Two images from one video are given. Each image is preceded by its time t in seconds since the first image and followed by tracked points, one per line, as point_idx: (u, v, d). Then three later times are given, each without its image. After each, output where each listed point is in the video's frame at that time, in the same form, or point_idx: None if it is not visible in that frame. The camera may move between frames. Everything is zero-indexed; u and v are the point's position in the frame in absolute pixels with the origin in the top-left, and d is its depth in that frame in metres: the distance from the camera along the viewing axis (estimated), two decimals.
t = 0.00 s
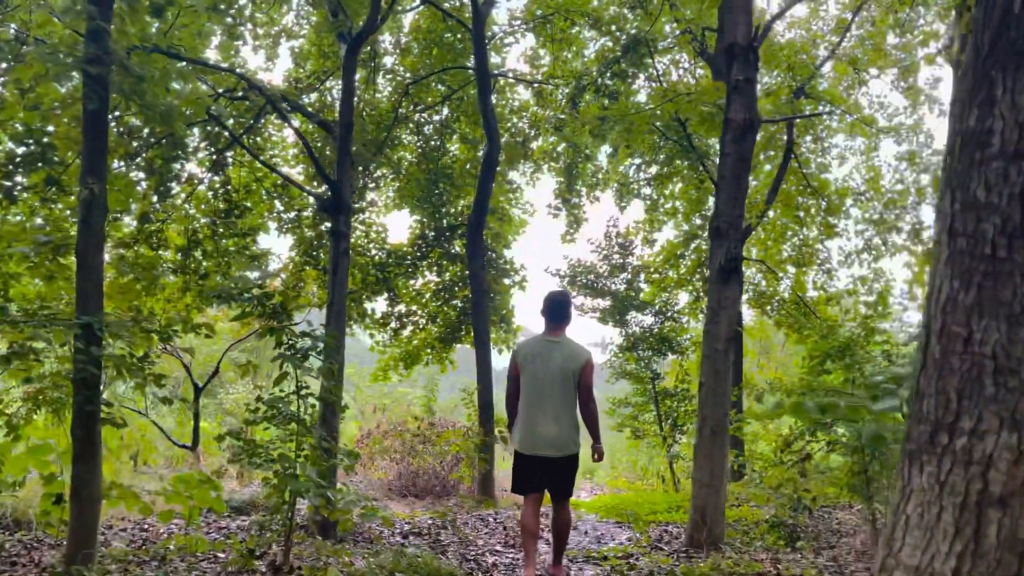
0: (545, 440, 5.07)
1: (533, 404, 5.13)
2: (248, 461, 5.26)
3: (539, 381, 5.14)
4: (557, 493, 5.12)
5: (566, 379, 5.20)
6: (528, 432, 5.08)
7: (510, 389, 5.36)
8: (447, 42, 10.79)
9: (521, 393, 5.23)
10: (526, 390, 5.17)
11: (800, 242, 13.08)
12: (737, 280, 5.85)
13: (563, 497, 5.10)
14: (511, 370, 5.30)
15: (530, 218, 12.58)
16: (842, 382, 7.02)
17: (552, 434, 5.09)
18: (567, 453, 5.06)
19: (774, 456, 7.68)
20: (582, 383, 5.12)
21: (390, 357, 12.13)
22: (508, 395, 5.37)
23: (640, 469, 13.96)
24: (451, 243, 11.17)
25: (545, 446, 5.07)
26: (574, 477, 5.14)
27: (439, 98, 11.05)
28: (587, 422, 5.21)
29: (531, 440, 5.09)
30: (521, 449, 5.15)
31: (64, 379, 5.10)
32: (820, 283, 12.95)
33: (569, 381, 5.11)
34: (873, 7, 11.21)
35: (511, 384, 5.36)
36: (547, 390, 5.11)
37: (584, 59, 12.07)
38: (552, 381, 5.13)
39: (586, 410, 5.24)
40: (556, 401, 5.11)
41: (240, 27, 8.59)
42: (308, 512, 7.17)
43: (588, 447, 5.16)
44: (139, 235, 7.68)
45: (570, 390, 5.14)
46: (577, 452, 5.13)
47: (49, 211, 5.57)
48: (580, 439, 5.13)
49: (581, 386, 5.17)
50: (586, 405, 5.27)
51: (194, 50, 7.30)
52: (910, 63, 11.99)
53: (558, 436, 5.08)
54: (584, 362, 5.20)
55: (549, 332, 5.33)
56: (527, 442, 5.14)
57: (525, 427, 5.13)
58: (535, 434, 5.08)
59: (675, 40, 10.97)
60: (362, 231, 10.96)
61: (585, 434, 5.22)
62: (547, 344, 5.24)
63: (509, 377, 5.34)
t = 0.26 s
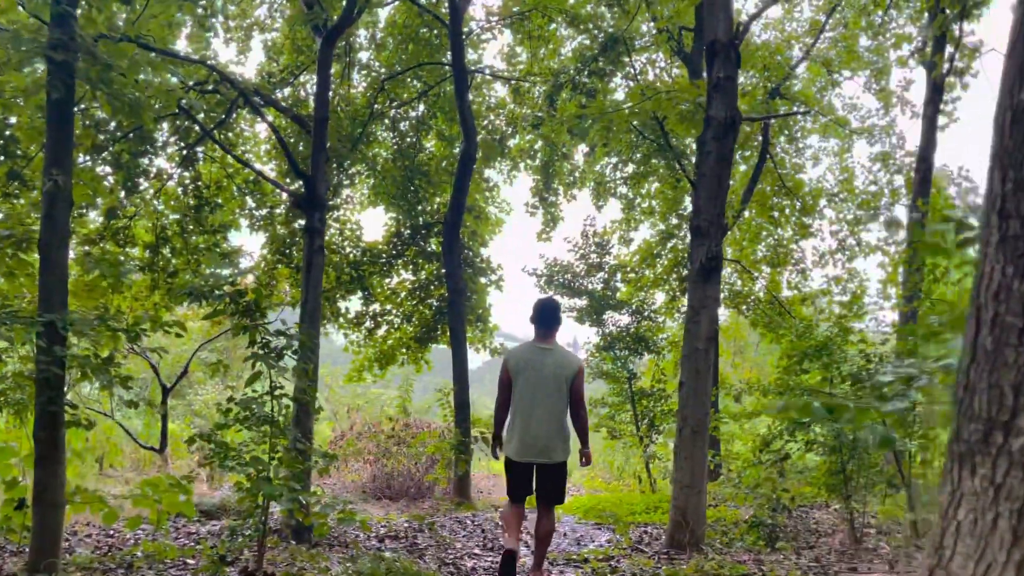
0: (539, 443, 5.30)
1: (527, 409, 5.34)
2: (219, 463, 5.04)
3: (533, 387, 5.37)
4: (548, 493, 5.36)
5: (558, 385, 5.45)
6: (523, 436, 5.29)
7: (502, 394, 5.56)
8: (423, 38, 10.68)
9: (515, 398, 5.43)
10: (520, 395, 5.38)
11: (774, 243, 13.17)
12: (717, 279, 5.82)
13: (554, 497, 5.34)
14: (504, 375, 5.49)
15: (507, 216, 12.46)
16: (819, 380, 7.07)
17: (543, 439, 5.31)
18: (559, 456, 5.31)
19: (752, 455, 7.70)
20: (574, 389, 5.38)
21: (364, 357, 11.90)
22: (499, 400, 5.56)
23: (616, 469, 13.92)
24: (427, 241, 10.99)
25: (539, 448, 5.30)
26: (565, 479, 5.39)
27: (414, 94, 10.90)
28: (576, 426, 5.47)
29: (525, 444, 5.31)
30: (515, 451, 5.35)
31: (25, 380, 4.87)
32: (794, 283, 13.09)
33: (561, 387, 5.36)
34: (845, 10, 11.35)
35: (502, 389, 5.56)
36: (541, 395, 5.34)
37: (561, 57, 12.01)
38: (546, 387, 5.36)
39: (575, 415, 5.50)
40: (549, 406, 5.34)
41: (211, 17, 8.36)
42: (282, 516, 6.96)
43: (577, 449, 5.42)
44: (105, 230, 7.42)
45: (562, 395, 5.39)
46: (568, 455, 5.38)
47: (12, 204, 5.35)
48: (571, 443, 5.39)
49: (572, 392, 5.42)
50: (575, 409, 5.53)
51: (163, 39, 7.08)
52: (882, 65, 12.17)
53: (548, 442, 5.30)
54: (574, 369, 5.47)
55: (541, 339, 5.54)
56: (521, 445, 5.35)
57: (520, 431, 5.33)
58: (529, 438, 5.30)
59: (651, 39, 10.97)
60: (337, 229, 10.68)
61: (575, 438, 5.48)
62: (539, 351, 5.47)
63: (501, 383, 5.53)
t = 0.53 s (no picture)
0: (528, 444, 5.20)
1: (515, 409, 5.23)
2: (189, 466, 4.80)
3: (520, 387, 5.25)
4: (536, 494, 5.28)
5: (544, 384, 5.36)
6: (512, 438, 5.18)
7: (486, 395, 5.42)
8: (399, 32, 10.48)
9: (501, 399, 5.30)
10: (507, 396, 5.25)
11: (751, 242, 13.20)
12: (700, 277, 5.74)
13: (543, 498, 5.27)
14: (489, 376, 5.34)
15: (484, 215, 12.28)
16: (800, 379, 7.04)
17: (531, 438, 5.21)
18: (548, 456, 5.23)
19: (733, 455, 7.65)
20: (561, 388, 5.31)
21: (337, 358, 11.59)
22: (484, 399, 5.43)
23: (594, 470, 13.82)
24: (404, 238, 10.78)
25: (528, 449, 5.21)
26: (553, 478, 5.32)
27: (390, 89, 10.68)
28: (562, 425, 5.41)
29: (513, 445, 5.20)
30: (503, 453, 5.24)
31: None
32: (770, 282, 13.13)
33: (548, 386, 5.27)
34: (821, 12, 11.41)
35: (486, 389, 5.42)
36: (529, 395, 5.24)
37: (539, 54, 11.88)
38: (533, 386, 5.26)
39: (561, 413, 5.44)
40: (537, 406, 5.25)
41: (180, 7, 8.08)
42: (254, 523, 6.72)
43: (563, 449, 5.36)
44: (69, 226, 7.12)
45: (549, 395, 5.31)
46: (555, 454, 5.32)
47: None
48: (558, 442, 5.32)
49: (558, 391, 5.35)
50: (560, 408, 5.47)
51: (129, 27, 6.81)
52: (856, 66, 12.27)
53: (537, 441, 5.21)
54: (560, 367, 5.39)
55: (525, 337, 5.44)
56: (509, 446, 5.24)
57: (508, 433, 5.22)
58: (518, 439, 5.20)
59: (629, 36, 10.90)
60: (310, 227, 10.42)
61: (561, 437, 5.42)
62: (525, 350, 5.36)
63: (485, 383, 5.38)
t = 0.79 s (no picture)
0: (510, 452, 5.15)
1: (497, 418, 5.18)
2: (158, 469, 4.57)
3: (502, 395, 5.19)
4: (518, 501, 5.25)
5: (525, 391, 5.32)
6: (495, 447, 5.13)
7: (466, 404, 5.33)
8: (376, 25, 10.26)
9: (483, 408, 5.23)
10: (489, 405, 5.18)
11: (728, 241, 13.22)
12: (684, 274, 5.67)
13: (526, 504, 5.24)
14: (469, 385, 5.26)
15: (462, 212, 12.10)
16: (780, 377, 6.99)
17: (513, 446, 5.16)
18: (531, 464, 5.20)
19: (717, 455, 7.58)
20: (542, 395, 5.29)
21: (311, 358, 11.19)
22: (464, 408, 5.34)
23: (572, 470, 13.73)
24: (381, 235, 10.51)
25: (510, 457, 5.15)
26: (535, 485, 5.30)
27: (365, 83, 10.44)
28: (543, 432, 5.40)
29: (496, 453, 5.15)
30: (485, 462, 5.17)
31: None
32: (748, 282, 13.18)
33: (530, 394, 5.23)
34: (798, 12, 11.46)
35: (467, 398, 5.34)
36: (511, 403, 5.18)
37: (517, 50, 11.74)
38: (515, 395, 5.21)
39: (541, 420, 5.43)
40: (519, 413, 5.20)
41: None
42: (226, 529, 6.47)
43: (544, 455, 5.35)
44: (30, 222, 6.80)
45: (531, 402, 5.27)
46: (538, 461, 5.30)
47: None
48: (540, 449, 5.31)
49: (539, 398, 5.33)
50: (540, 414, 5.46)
51: (95, 14, 6.52)
52: (832, 66, 12.36)
53: (519, 448, 5.16)
54: (540, 374, 5.36)
55: (505, 344, 5.38)
56: (492, 454, 5.18)
57: (490, 441, 5.16)
58: (500, 447, 5.15)
59: (608, 33, 10.82)
60: (284, 222, 10.08)
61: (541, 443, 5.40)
62: (505, 358, 5.30)
63: (466, 392, 5.29)
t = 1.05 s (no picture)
0: (483, 455, 5.04)
1: (471, 420, 5.07)
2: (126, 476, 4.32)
3: (476, 398, 5.08)
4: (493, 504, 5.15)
5: (501, 393, 5.18)
6: (467, 449, 5.02)
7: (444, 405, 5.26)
8: (351, 17, 10.04)
9: (458, 409, 5.14)
10: (463, 407, 5.09)
11: (706, 240, 13.24)
12: (668, 271, 5.60)
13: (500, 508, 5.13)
14: (446, 386, 5.18)
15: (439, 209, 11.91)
16: (761, 376, 7.02)
17: (489, 449, 5.05)
18: (504, 468, 5.09)
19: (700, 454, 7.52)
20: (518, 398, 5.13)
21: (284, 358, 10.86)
22: (441, 409, 5.25)
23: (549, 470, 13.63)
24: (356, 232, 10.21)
25: (483, 460, 5.04)
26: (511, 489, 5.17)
27: (340, 77, 10.21)
28: (521, 435, 5.24)
29: (469, 456, 5.04)
30: (458, 464, 5.09)
31: None
32: (725, 280, 13.22)
33: (505, 397, 5.09)
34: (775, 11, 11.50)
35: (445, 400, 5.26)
36: (485, 406, 5.07)
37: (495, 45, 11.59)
38: (489, 397, 5.09)
39: (519, 423, 5.27)
40: (493, 416, 5.08)
41: None
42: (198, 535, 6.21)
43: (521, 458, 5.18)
44: None
45: (506, 405, 5.13)
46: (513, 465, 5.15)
47: None
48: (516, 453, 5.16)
49: (516, 401, 5.17)
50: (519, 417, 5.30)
51: None
52: (807, 65, 12.44)
53: (495, 451, 5.06)
54: (518, 377, 5.21)
55: (483, 346, 5.25)
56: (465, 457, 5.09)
57: (464, 444, 5.07)
58: (473, 450, 5.04)
59: (586, 29, 10.73)
60: (257, 219, 9.75)
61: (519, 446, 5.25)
62: (481, 360, 5.18)
63: (443, 394, 5.23)
